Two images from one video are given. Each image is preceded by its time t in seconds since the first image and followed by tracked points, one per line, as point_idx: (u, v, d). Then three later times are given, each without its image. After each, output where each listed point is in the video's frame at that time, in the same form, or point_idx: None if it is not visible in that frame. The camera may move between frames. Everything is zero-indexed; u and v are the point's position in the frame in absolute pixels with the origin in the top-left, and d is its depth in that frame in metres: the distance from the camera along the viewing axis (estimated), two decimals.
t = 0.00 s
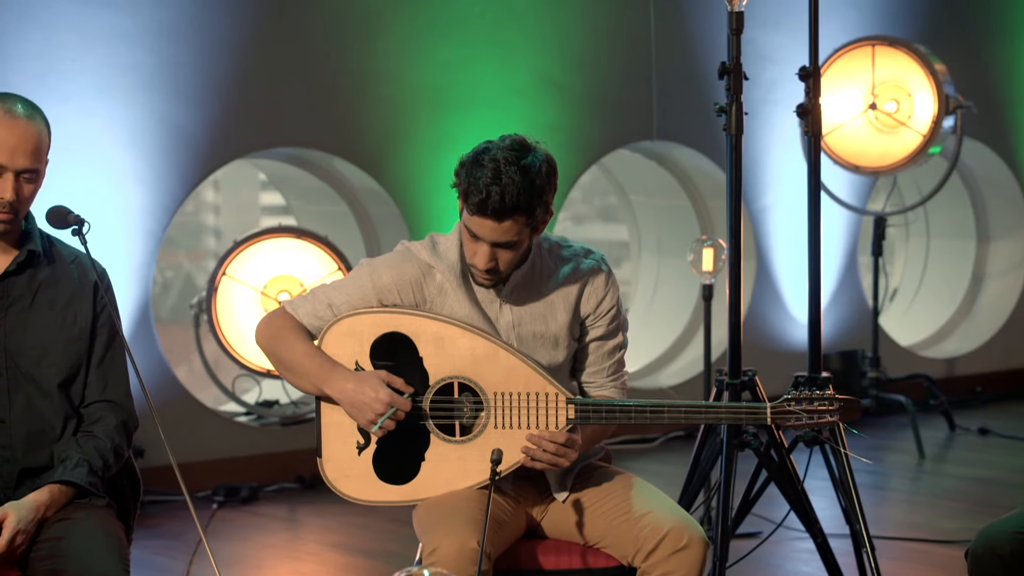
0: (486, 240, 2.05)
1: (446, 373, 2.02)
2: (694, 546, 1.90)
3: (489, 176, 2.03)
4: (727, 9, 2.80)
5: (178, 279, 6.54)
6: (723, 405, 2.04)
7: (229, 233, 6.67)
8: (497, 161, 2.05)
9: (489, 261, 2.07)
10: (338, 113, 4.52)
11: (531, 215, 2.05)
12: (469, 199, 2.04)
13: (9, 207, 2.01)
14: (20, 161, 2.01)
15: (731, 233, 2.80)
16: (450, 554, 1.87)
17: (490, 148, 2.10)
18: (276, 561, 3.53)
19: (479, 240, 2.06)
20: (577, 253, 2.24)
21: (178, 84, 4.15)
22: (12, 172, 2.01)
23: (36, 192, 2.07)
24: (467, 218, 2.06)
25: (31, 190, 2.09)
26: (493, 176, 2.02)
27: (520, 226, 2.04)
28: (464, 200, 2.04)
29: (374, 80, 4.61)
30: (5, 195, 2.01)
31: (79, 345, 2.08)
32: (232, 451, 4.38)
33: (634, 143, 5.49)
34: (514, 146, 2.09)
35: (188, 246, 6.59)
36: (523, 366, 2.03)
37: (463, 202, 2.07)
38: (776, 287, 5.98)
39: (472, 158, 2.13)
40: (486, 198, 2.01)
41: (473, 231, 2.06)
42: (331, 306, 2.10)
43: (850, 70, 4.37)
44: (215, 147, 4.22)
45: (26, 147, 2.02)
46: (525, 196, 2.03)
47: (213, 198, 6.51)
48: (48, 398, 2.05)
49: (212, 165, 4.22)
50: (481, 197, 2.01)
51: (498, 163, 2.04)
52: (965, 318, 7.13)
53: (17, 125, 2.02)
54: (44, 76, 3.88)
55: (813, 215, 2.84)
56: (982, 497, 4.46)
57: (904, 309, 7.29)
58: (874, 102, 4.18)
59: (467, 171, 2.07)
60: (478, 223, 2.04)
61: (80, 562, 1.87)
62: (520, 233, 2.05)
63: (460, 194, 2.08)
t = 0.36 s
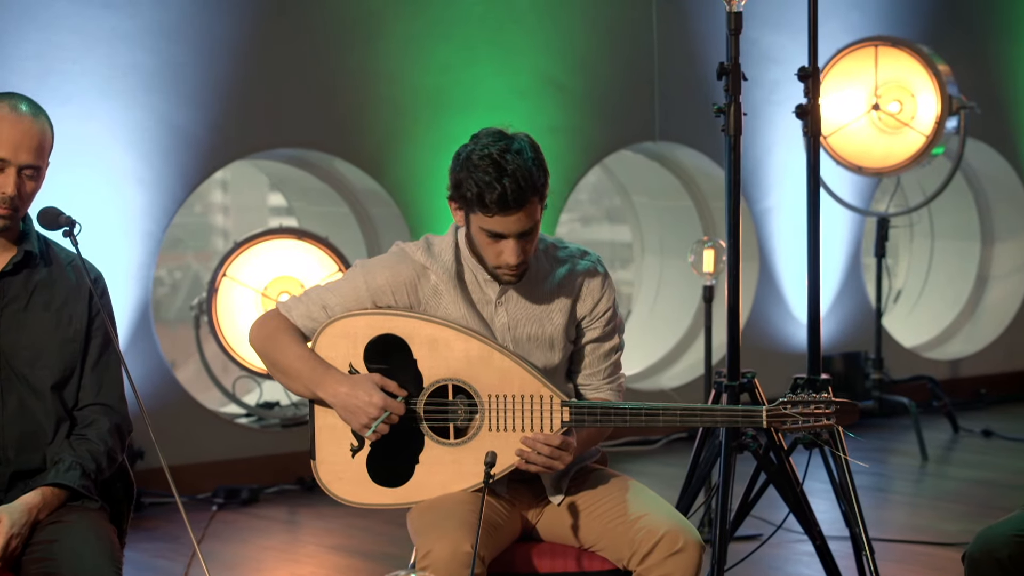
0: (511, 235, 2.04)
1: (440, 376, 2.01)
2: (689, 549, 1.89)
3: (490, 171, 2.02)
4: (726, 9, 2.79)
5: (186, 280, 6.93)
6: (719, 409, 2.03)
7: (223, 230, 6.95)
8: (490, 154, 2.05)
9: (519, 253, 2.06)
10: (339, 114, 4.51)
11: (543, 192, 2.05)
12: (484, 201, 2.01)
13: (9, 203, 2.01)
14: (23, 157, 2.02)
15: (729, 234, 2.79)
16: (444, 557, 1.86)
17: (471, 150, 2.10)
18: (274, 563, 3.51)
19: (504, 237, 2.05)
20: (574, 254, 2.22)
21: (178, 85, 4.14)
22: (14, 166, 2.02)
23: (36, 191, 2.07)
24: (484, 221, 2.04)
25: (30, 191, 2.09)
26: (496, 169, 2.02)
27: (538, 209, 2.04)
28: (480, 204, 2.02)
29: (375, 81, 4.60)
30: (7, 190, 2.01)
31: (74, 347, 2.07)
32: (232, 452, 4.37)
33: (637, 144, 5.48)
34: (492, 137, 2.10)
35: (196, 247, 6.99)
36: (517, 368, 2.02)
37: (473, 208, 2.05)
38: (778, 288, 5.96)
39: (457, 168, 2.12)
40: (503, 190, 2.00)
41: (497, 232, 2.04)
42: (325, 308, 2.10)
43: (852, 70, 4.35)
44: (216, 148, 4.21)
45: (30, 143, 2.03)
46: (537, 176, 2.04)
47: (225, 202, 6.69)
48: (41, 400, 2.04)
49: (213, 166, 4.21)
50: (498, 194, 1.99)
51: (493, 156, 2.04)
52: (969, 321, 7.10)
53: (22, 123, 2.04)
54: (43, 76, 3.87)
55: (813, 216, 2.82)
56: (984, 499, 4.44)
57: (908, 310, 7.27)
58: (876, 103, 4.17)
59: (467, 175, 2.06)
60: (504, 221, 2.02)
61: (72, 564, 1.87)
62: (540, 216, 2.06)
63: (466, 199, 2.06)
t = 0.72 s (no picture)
0: (535, 225, 2.04)
1: (435, 377, 2.00)
2: (687, 552, 1.87)
3: (496, 168, 2.02)
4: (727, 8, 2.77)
5: (199, 280, 6.82)
6: (716, 411, 2.02)
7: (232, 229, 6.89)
8: (488, 152, 2.04)
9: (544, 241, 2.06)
10: (342, 115, 4.49)
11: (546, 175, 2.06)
12: (504, 199, 2.00)
13: (17, 200, 2.01)
14: (29, 156, 2.02)
15: (730, 235, 2.76)
16: (438, 560, 1.85)
17: (462, 158, 2.09)
18: (276, 565, 3.50)
19: (528, 230, 2.04)
20: (571, 254, 2.20)
21: (180, 85, 4.12)
22: (21, 166, 2.01)
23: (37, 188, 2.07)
24: (504, 219, 2.03)
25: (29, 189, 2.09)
26: (503, 163, 2.01)
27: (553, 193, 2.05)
28: (503, 203, 2.00)
29: (377, 81, 4.58)
30: (19, 189, 2.01)
31: (68, 349, 2.07)
32: (234, 453, 4.35)
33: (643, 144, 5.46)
34: (474, 139, 2.09)
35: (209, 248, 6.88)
36: (513, 369, 2.00)
37: (492, 211, 2.03)
38: (785, 289, 5.93)
39: (454, 180, 2.09)
40: (519, 181, 2.00)
41: (520, 226, 2.03)
42: (320, 309, 2.08)
43: (861, 70, 4.31)
44: (218, 148, 4.20)
45: (32, 141, 2.03)
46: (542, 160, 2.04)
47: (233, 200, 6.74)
48: (34, 401, 2.04)
49: (215, 166, 4.19)
50: (517, 185, 1.99)
51: (492, 153, 2.03)
52: (977, 321, 7.06)
53: (21, 120, 2.02)
54: (44, 77, 3.85)
55: (816, 216, 2.80)
56: (992, 502, 4.40)
57: (916, 311, 7.23)
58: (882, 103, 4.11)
59: (476, 177, 2.04)
60: (528, 212, 2.02)
61: (64, 567, 1.87)
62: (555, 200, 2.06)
63: (481, 202, 2.04)
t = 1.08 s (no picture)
0: (539, 224, 2.02)
1: (432, 379, 1.98)
2: (685, 557, 1.85)
3: (498, 166, 2.00)
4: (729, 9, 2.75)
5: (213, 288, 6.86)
6: (714, 414, 1.98)
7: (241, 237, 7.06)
8: (490, 150, 2.02)
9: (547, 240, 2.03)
10: (347, 118, 4.48)
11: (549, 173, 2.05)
12: (508, 197, 1.98)
13: (22, 200, 1.97)
14: (29, 154, 1.98)
15: (732, 238, 2.74)
16: (433, 564, 1.83)
17: (463, 157, 2.07)
18: (279, 570, 3.48)
19: (531, 229, 2.02)
20: (571, 257, 2.18)
21: (184, 87, 4.10)
22: (23, 165, 1.98)
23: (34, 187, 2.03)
24: (507, 217, 2.01)
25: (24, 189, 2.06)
26: (506, 160, 1.99)
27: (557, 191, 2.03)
28: (507, 200, 1.98)
29: (382, 84, 4.57)
30: (24, 189, 1.97)
31: (59, 350, 2.05)
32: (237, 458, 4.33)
33: (650, 148, 5.44)
34: (475, 139, 2.08)
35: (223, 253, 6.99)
36: (509, 372, 1.98)
37: (495, 209, 2.01)
38: (792, 293, 5.90)
39: (455, 179, 2.08)
40: (523, 178, 1.98)
41: (524, 224, 2.01)
42: (316, 311, 2.06)
43: (868, 74, 4.22)
44: (221, 151, 4.18)
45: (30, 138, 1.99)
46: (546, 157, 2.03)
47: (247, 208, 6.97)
48: (26, 403, 2.03)
49: (219, 170, 4.17)
50: (522, 182, 1.98)
51: (494, 151, 2.02)
52: (987, 326, 7.02)
53: (17, 119, 1.99)
54: (46, 80, 3.81)
55: (819, 220, 2.78)
56: (1000, 508, 4.36)
57: (925, 316, 7.19)
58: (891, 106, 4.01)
59: (478, 175, 2.02)
60: (531, 210, 2.00)
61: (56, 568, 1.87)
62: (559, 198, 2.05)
63: (484, 200, 2.02)
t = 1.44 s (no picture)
0: (548, 215, 2.00)
1: (438, 371, 1.97)
2: (693, 551, 1.84)
3: (508, 155, 1.98)
4: None
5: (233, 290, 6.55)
6: (724, 407, 1.99)
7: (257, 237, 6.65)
8: (499, 140, 2.00)
9: (557, 231, 2.02)
10: (361, 114, 4.46)
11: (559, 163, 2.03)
12: (518, 187, 1.97)
13: (23, 189, 1.98)
14: (30, 142, 2.00)
15: (744, 231, 2.72)
16: (438, 558, 1.83)
17: (472, 147, 2.05)
18: (290, 566, 3.46)
19: (541, 219, 2.01)
20: (579, 248, 2.17)
21: (197, 83, 4.10)
22: (24, 153, 1.99)
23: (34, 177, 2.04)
24: (516, 207, 1.99)
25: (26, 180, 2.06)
26: (515, 149, 1.98)
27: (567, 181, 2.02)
28: (517, 190, 1.97)
29: (395, 80, 4.55)
30: (26, 177, 1.98)
31: (62, 340, 2.06)
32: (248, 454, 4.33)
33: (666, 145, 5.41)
34: (484, 128, 2.06)
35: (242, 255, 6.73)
36: (517, 364, 1.98)
37: (505, 199, 1.99)
38: (809, 291, 5.86)
39: (464, 169, 2.06)
40: (533, 167, 1.96)
41: (535, 214, 2.00)
42: (322, 302, 2.05)
43: (885, 72, 4.04)
44: (234, 147, 4.17)
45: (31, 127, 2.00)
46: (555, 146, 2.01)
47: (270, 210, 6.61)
48: (29, 395, 2.03)
49: (232, 166, 4.17)
50: (533, 171, 1.96)
51: (504, 140, 2.00)
52: (1007, 325, 6.95)
53: (17, 108, 2.00)
54: (60, 75, 3.83)
55: (832, 214, 2.75)
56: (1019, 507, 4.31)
57: (945, 315, 7.12)
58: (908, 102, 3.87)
59: (487, 164, 2.00)
60: (541, 200, 1.98)
61: (59, 563, 1.88)
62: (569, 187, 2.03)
63: (494, 189, 2.00)
